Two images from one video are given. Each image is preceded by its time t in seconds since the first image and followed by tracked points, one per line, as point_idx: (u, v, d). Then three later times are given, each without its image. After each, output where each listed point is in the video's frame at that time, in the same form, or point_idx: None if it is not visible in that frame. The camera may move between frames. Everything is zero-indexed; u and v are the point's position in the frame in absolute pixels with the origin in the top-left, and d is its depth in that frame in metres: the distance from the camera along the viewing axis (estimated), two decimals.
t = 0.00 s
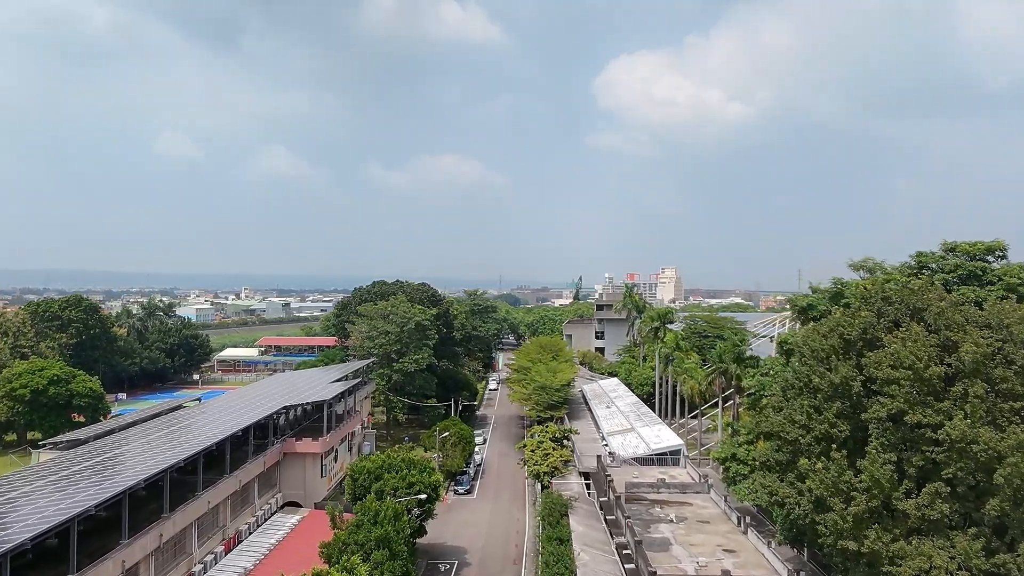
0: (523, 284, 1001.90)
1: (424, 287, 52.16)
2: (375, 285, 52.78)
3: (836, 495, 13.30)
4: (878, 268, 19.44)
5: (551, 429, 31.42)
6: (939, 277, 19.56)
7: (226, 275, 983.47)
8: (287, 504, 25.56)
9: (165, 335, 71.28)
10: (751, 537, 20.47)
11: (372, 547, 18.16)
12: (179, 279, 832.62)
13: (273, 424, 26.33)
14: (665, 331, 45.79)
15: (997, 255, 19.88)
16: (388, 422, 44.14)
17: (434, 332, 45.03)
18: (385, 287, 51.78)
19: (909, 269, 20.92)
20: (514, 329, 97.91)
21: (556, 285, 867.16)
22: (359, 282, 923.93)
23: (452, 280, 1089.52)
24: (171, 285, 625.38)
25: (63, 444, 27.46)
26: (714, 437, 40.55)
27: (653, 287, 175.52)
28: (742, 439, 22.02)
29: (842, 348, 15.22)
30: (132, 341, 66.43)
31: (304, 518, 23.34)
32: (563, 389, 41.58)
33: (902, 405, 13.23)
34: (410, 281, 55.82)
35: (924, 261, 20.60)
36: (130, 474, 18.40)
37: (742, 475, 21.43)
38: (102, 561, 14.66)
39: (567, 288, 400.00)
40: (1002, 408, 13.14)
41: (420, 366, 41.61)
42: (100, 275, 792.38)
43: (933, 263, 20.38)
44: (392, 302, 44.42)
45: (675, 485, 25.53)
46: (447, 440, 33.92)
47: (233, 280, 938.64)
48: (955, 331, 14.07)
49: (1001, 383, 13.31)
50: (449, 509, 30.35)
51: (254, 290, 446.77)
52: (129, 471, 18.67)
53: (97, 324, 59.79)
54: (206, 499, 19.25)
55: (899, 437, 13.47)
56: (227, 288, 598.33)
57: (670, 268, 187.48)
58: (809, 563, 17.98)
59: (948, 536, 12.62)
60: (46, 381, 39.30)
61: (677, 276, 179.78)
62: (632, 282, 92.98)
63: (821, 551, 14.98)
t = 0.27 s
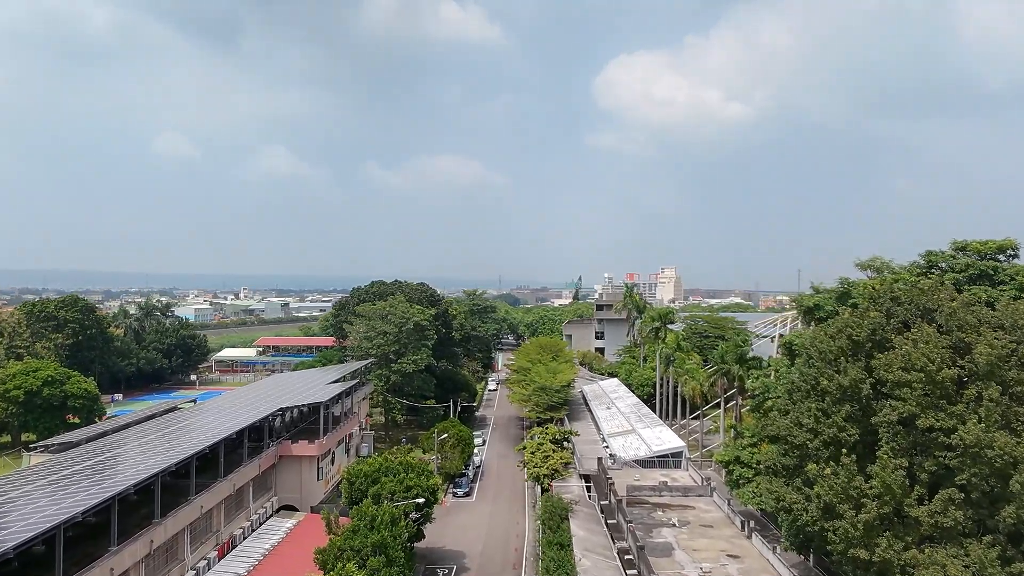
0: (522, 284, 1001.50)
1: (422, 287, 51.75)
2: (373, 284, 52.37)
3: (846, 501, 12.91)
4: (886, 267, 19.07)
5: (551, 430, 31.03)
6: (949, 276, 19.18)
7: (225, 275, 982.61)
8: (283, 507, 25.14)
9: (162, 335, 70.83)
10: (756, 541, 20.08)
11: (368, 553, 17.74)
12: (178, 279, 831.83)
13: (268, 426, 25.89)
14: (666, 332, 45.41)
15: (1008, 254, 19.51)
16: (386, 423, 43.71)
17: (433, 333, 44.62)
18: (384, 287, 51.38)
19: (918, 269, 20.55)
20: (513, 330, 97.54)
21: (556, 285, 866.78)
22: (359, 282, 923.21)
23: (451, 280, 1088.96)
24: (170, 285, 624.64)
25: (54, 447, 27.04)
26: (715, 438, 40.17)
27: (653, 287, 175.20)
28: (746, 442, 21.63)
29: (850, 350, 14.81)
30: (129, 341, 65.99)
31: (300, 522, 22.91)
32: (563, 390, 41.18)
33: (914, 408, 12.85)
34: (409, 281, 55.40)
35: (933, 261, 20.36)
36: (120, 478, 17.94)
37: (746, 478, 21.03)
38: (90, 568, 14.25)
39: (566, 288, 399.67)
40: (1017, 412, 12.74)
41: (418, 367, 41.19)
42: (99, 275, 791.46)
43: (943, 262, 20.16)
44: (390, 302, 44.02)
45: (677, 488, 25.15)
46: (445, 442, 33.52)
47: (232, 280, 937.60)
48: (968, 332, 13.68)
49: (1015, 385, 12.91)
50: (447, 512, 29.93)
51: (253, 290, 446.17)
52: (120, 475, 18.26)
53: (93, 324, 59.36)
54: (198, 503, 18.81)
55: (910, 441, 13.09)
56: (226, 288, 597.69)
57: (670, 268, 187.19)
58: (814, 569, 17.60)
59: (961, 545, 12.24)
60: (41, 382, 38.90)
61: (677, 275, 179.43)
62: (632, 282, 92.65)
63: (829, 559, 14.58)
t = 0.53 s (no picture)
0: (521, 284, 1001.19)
1: (421, 287, 51.32)
2: (372, 284, 51.93)
3: (856, 507, 12.53)
4: (894, 266, 18.68)
5: (551, 432, 30.60)
6: (960, 276, 18.78)
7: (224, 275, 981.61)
8: (278, 511, 24.72)
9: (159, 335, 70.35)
10: (760, 547, 19.70)
11: (364, 559, 17.37)
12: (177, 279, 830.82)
13: (264, 429, 25.47)
14: (667, 332, 45.01)
15: (1020, 254, 19.11)
16: (384, 424, 43.27)
17: (432, 333, 44.21)
18: (382, 287, 50.94)
19: (927, 269, 20.12)
20: (513, 330, 97.15)
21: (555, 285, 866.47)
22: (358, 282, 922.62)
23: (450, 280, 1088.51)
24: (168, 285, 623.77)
25: (46, 450, 26.64)
26: (716, 440, 39.80)
27: (652, 287, 174.84)
28: (750, 445, 21.25)
29: (859, 352, 14.41)
30: (125, 341, 65.51)
31: (296, 526, 22.51)
32: (562, 391, 40.77)
33: (926, 412, 12.46)
34: (407, 281, 54.97)
35: (943, 260, 20.07)
36: (110, 482, 17.49)
37: (750, 482, 20.62)
38: None
39: (565, 288, 399.46)
40: None
41: (417, 368, 40.78)
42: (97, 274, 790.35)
43: (952, 261, 19.87)
44: (388, 302, 43.59)
45: (680, 491, 24.75)
46: (444, 443, 33.11)
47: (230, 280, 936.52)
48: (981, 333, 13.29)
49: None
50: (446, 515, 29.50)
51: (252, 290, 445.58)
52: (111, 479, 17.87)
53: (90, 324, 58.88)
54: (191, 508, 18.38)
55: (921, 446, 12.72)
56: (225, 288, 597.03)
57: (670, 268, 186.79)
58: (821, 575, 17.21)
59: (975, 553, 11.86)
60: (35, 383, 38.42)
61: (676, 275, 179.12)
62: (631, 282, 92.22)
63: (837, 565, 14.21)
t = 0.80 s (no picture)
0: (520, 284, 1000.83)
1: (420, 287, 50.91)
2: (370, 284, 51.55)
3: (867, 514, 12.16)
4: (903, 266, 18.33)
5: (551, 434, 30.17)
6: (971, 276, 18.41)
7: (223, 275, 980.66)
8: (275, 515, 24.31)
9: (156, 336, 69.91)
10: (765, 552, 19.32)
11: (361, 566, 17.01)
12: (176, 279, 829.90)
13: (260, 431, 25.07)
14: (667, 332, 44.63)
15: None
16: (382, 426, 42.86)
17: (431, 334, 43.81)
18: (380, 287, 50.57)
19: (937, 267, 19.74)
20: (512, 330, 96.79)
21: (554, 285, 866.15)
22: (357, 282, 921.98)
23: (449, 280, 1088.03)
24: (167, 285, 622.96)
25: (37, 454, 26.20)
26: (718, 441, 39.45)
27: (652, 287, 174.64)
28: (755, 448, 20.88)
29: (868, 353, 14.04)
30: (122, 342, 65.08)
31: (292, 531, 22.11)
32: (563, 392, 40.38)
33: (940, 416, 12.08)
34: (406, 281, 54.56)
35: (953, 259, 19.75)
36: (100, 487, 17.07)
37: (754, 485, 20.26)
38: None
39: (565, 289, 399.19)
40: None
41: (416, 369, 40.39)
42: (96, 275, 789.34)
43: (963, 260, 19.55)
44: (387, 303, 43.20)
45: (682, 494, 24.35)
46: (443, 445, 32.72)
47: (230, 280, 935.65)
48: (995, 335, 12.93)
49: None
50: (445, 518, 29.10)
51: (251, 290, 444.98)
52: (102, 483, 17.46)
53: (86, 325, 58.47)
54: (183, 514, 17.99)
55: (934, 451, 12.35)
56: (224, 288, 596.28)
57: (669, 268, 186.49)
58: None
59: (991, 561, 11.50)
60: (29, 385, 38.01)
61: (675, 275, 178.75)
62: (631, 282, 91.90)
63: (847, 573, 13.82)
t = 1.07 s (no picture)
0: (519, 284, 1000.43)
1: (419, 287, 50.51)
2: (369, 284, 51.16)
3: (879, 522, 11.77)
4: (912, 266, 17.96)
5: (551, 436, 30.03)
6: (984, 275, 18.03)
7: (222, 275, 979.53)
8: (271, 519, 23.90)
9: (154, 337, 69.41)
10: (771, 557, 18.93)
11: (358, 572, 16.62)
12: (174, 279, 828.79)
13: (255, 434, 24.66)
14: (668, 333, 44.25)
15: None
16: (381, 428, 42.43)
17: (430, 334, 43.41)
18: (379, 287, 50.18)
19: (948, 266, 19.34)
20: (512, 330, 96.40)
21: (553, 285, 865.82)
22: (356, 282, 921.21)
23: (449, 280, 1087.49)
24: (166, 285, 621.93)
25: (29, 457, 25.75)
26: (720, 443, 39.09)
27: (651, 287, 174.35)
28: (760, 451, 20.49)
29: (879, 355, 13.66)
30: (119, 343, 64.59)
31: (288, 535, 21.72)
32: (563, 393, 39.99)
33: (955, 420, 11.70)
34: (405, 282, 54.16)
35: (963, 258, 19.40)
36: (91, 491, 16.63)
37: (759, 489, 19.89)
38: None
39: (564, 289, 398.88)
40: None
41: (415, 370, 40.01)
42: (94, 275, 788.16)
43: (973, 260, 19.19)
44: (385, 303, 42.81)
45: (685, 497, 23.98)
46: (442, 447, 32.33)
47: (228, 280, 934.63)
48: (1010, 336, 12.56)
49: None
50: (444, 522, 28.71)
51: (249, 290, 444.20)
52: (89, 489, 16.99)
53: (83, 326, 57.99)
54: (176, 519, 17.59)
55: (948, 456, 11.98)
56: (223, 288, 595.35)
57: (669, 268, 186.20)
58: None
59: (1007, 570, 11.14)
60: (24, 386, 37.53)
61: (675, 275, 178.38)
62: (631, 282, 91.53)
63: None
